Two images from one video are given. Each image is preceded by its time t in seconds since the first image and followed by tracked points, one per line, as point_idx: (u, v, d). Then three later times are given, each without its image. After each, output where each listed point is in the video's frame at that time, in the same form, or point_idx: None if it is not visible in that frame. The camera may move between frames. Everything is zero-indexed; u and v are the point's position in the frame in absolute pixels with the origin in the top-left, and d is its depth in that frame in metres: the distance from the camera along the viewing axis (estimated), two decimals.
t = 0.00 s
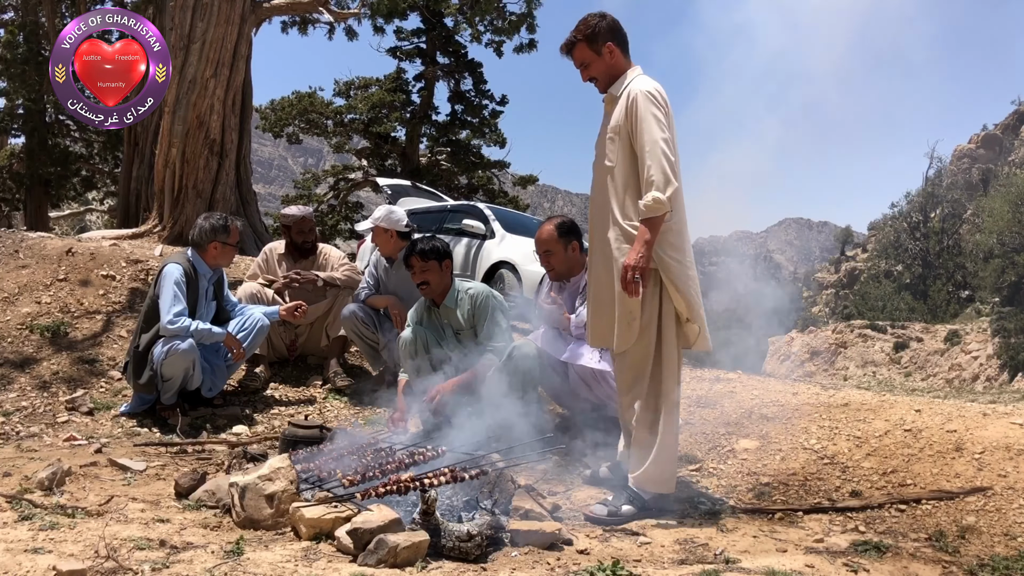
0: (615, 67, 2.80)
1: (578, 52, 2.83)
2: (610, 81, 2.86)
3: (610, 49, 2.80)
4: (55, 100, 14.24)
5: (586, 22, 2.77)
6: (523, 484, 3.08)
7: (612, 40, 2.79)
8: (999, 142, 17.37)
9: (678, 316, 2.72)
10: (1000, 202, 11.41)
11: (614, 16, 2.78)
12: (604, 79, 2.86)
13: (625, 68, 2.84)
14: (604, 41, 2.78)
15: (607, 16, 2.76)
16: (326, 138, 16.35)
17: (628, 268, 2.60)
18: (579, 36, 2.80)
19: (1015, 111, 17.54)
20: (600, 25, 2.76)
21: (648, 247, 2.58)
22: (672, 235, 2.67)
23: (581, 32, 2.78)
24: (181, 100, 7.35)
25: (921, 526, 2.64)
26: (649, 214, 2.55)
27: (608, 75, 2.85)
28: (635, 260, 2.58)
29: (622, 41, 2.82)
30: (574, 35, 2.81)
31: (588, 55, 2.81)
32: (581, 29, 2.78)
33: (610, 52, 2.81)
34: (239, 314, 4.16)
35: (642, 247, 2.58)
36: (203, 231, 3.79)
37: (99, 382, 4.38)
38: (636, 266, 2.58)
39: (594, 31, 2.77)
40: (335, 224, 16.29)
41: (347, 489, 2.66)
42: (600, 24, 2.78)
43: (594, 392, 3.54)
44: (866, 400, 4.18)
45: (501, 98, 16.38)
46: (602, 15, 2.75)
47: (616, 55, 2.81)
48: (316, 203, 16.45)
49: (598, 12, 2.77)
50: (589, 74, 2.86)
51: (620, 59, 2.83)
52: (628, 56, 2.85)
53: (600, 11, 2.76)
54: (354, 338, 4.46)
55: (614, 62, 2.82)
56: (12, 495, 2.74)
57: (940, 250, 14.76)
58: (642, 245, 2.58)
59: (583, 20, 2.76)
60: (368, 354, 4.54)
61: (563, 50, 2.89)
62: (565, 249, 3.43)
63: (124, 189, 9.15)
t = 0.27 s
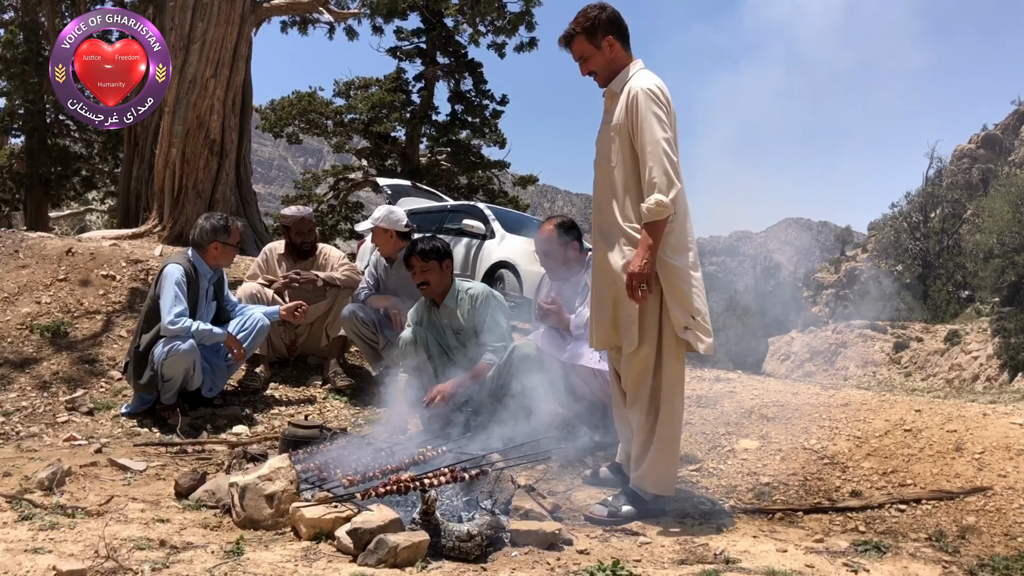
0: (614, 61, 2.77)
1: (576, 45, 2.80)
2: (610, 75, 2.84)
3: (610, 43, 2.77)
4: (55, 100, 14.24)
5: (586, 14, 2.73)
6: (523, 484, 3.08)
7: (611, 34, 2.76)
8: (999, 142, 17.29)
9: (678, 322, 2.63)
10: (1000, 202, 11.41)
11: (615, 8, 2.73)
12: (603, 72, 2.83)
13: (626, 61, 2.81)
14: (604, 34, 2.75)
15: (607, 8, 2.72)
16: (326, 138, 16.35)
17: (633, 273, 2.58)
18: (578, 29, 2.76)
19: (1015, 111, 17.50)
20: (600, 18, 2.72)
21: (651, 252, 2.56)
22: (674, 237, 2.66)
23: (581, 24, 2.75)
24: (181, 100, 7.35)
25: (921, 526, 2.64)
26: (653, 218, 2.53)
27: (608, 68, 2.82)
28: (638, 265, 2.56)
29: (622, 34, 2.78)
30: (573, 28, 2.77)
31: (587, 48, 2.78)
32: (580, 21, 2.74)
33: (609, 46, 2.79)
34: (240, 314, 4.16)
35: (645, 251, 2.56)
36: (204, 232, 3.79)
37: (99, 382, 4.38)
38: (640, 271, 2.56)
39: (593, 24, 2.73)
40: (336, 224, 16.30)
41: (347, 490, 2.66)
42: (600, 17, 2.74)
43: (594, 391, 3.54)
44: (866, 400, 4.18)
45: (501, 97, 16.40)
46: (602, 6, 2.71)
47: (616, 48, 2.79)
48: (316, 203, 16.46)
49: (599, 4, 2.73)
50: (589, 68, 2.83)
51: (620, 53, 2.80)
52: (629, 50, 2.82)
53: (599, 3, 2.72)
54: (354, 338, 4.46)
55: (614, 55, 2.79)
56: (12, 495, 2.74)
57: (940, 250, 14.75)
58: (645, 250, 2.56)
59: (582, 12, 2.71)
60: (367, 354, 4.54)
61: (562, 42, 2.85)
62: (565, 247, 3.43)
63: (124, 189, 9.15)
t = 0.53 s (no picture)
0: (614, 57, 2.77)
1: (575, 41, 2.80)
2: (610, 72, 2.83)
3: (609, 39, 2.76)
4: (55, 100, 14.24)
5: (585, 9, 2.73)
6: (523, 484, 3.08)
7: (610, 29, 2.75)
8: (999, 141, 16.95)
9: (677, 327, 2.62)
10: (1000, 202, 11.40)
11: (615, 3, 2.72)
12: (603, 69, 2.83)
13: (626, 57, 2.80)
14: (603, 30, 2.74)
15: (606, 3, 2.71)
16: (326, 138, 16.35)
17: (624, 276, 2.58)
18: (577, 25, 2.76)
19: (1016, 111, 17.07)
20: (599, 14, 2.71)
21: (642, 254, 2.55)
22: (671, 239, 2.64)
23: (580, 19, 2.75)
24: (181, 100, 7.35)
25: (921, 526, 2.64)
26: (644, 220, 2.51)
27: (607, 65, 2.81)
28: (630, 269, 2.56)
29: (622, 30, 2.77)
30: (571, 25, 2.77)
31: (586, 44, 2.78)
32: (580, 17, 2.74)
33: (609, 42, 2.78)
34: (239, 315, 4.16)
35: (637, 254, 2.55)
36: (204, 232, 3.79)
37: (99, 382, 4.38)
38: (631, 274, 2.56)
39: (592, 20, 2.73)
40: (336, 224, 16.30)
41: (347, 490, 2.66)
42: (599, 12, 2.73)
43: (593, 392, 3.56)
44: (866, 400, 4.18)
45: (501, 98, 16.21)
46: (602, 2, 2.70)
47: (615, 44, 2.78)
48: (316, 203, 16.46)
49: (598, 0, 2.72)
50: (589, 65, 2.83)
51: (621, 49, 2.79)
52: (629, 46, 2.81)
53: None
54: (354, 338, 4.46)
55: (613, 51, 2.78)
56: (12, 495, 2.74)
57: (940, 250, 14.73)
58: (637, 252, 2.55)
59: (581, 7, 2.71)
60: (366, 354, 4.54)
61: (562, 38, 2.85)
62: (565, 249, 3.43)
63: (124, 189, 9.14)
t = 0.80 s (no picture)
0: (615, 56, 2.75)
1: (576, 40, 2.81)
2: (611, 71, 2.82)
3: (609, 37, 2.75)
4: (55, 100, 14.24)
5: (586, 7, 2.73)
6: (523, 483, 3.09)
7: (610, 27, 2.75)
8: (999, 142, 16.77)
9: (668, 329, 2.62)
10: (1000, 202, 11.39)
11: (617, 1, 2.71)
12: (604, 68, 2.82)
13: (629, 56, 2.79)
14: (603, 28, 2.74)
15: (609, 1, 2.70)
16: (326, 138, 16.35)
17: (615, 276, 2.59)
18: (578, 22, 2.76)
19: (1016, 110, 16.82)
20: (600, 12, 2.71)
21: (634, 254, 2.56)
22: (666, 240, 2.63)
23: (581, 18, 2.75)
24: (181, 100, 7.35)
25: (921, 526, 2.64)
26: (636, 220, 2.52)
27: (608, 63, 2.81)
28: (620, 269, 2.56)
29: (623, 28, 2.76)
30: (573, 22, 2.78)
31: (587, 42, 2.78)
32: (580, 15, 2.74)
33: (609, 40, 2.77)
34: (239, 314, 4.16)
35: (628, 254, 2.55)
36: (203, 232, 3.79)
37: (99, 382, 4.38)
38: (621, 275, 2.56)
39: (592, 18, 2.72)
40: (336, 224, 16.31)
41: (347, 489, 2.67)
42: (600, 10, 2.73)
43: (593, 392, 3.56)
44: (866, 399, 4.18)
45: (501, 98, 16.37)
46: None
47: (616, 43, 2.76)
48: (316, 203, 16.47)
49: None
50: (590, 63, 2.83)
51: (622, 48, 2.77)
52: (631, 44, 2.79)
53: None
54: (354, 338, 4.46)
55: (613, 50, 2.77)
56: (12, 495, 2.74)
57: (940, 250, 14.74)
58: (628, 253, 2.56)
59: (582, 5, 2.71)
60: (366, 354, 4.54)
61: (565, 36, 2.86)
62: (565, 249, 3.43)
63: (124, 189, 9.15)
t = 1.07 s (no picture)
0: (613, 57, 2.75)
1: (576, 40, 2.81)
2: (609, 72, 2.82)
3: (607, 39, 2.74)
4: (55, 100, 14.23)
5: (586, 7, 2.72)
6: (523, 484, 3.08)
7: (608, 29, 2.73)
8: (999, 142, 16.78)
9: (659, 329, 2.63)
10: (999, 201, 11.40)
11: (618, 2, 2.70)
12: (602, 68, 2.82)
13: (629, 56, 2.78)
14: (601, 29, 2.73)
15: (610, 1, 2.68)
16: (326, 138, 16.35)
17: (611, 275, 2.59)
18: (578, 22, 2.76)
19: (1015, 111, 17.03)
20: (601, 12, 2.70)
21: (631, 254, 2.56)
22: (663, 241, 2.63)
23: (581, 18, 2.75)
24: (181, 100, 7.35)
25: (922, 526, 2.64)
26: (632, 220, 2.52)
27: (605, 64, 2.80)
28: (616, 268, 2.57)
29: (622, 30, 2.74)
30: (574, 22, 2.78)
31: (586, 43, 2.78)
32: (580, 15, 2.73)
33: (607, 41, 2.76)
34: (239, 314, 4.16)
35: (625, 254, 2.56)
36: (203, 231, 3.79)
37: (99, 382, 4.38)
38: (617, 274, 2.57)
39: (592, 19, 2.72)
40: (336, 223, 16.32)
41: (347, 489, 2.66)
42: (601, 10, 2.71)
43: (593, 392, 3.56)
44: (866, 399, 4.18)
45: (501, 97, 16.37)
46: None
47: (613, 44, 2.75)
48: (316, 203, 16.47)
49: None
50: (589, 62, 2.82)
51: (621, 49, 2.77)
52: (630, 46, 2.78)
53: None
54: (354, 338, 4.46)
55: (612, 51, 2.77)
56: (12, 495, 2.74)
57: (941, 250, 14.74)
58: (625, 252, 2.56)
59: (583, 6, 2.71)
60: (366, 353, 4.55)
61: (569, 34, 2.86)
62: (566, 249, 3.43)
63: (124, 189, 9.15)
